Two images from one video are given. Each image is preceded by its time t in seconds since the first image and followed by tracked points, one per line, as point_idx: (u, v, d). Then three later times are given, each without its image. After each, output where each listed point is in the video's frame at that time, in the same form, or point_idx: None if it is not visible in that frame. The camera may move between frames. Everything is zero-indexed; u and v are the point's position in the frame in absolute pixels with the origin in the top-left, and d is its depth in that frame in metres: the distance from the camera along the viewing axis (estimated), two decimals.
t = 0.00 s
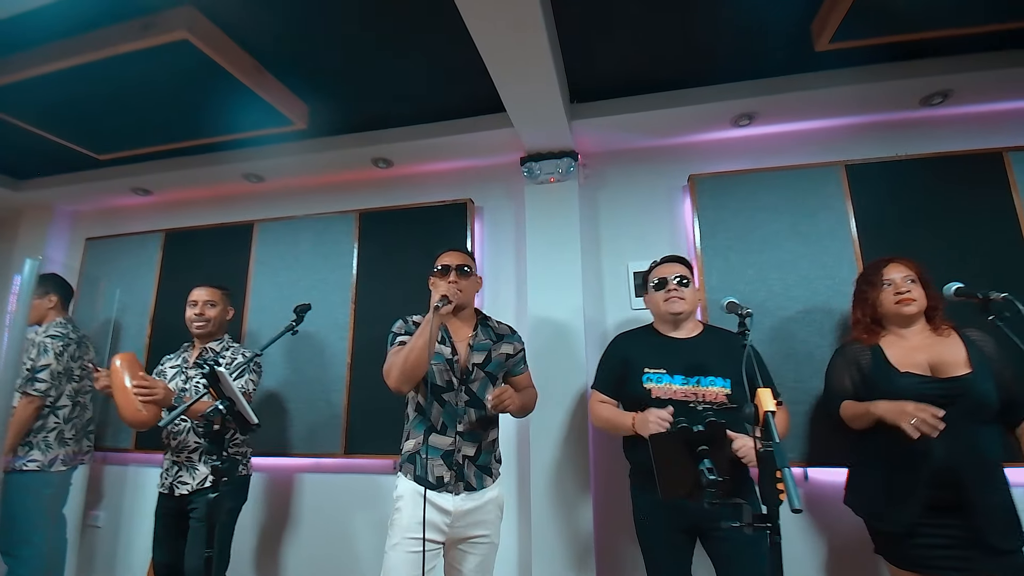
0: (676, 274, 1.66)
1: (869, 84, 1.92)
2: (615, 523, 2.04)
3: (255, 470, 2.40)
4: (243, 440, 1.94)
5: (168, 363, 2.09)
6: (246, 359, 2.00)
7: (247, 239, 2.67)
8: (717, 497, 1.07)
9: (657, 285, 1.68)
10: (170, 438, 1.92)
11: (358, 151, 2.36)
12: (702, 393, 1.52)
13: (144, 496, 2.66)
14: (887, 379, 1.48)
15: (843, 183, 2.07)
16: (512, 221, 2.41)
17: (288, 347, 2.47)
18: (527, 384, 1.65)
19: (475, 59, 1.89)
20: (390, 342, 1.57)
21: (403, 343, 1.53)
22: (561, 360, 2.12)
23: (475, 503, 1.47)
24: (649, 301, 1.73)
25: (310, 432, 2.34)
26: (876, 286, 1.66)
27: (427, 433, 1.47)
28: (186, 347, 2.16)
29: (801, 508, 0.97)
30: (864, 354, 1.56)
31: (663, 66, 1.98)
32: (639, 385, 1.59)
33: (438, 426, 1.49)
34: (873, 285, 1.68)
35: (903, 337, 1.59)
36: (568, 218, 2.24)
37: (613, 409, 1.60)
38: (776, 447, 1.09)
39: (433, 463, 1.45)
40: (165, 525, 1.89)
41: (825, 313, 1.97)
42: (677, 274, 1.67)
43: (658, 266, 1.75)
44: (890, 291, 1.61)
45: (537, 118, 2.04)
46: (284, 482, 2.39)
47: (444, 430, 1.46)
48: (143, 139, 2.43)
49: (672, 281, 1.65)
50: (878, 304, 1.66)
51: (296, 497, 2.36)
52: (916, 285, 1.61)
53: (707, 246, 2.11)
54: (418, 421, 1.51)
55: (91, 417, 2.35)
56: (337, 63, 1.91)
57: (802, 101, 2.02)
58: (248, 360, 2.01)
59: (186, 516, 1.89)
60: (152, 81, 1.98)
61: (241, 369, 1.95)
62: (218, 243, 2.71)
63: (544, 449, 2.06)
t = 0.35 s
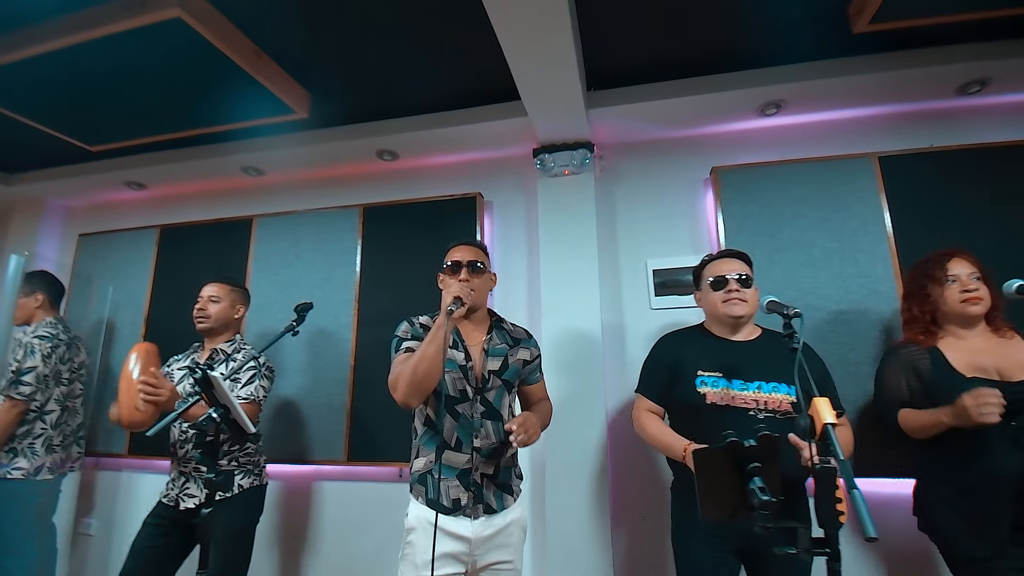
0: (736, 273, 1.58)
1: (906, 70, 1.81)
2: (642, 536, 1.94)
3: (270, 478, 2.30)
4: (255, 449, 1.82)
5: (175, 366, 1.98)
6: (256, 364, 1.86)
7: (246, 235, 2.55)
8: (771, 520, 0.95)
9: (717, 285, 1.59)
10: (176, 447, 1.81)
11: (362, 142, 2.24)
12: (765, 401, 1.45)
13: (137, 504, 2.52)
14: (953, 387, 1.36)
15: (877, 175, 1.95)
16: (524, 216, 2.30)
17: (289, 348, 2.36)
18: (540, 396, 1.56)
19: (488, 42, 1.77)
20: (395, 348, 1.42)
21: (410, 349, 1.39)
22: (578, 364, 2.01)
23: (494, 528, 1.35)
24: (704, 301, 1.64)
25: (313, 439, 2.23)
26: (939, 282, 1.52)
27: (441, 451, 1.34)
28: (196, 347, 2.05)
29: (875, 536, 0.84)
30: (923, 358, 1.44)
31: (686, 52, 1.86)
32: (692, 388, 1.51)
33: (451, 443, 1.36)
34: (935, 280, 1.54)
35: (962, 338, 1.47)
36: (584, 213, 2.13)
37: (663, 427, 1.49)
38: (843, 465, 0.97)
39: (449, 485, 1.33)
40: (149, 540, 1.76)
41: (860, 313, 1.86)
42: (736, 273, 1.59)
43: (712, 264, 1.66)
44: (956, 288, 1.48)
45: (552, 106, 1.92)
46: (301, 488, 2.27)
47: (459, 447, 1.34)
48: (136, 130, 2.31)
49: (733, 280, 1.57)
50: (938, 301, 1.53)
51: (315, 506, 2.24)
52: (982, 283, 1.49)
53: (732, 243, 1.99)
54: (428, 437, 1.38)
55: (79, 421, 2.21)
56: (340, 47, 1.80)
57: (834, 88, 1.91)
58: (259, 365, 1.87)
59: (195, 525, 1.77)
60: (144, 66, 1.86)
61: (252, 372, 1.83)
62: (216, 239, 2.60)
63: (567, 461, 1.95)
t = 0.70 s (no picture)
0: (770, 263, 1.47)
1: (957, 48, 1.69)
2: (671, 548, 1.82)
3: (267, 482, 2.19)
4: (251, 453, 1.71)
5: (169, 360, 1.88)
6: (255, 357, 1.77)
7: (249, 229, 2.44)
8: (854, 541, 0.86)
9: (748, 275, 1.47)
10: (169, 448, 1.70)
11: (374, 129, 2.13)
12: (808, 401, 1.34)
13: (136, 507, 2.41)
14: None
15: (922, 162, 1.83)
16: (541, 207, 2.18)
17: (294, 346, 2.25)
18: (562, 389, 1.44)
19: (509, 20, 1.66)
20: (396, 345, 1.21)
21: (416, 346, 1.19)
22: (603, 362, 1.89)
23: (512, 554, 1.18)
24: (732, 293, 1.52)
25: (321, 442, 2.11)
26: (1013, 271, 1.43)
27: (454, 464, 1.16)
28: (192, 341, 1.96)
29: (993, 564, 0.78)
30: (989, 356, 1.33)
31: (721, 30, 1.74)
32: (729, 387, 1.37)
33: (467, 454, 1.18)
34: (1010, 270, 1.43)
35: None
36: (608, 203, 2.01)
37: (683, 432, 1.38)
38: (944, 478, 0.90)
39: (463, 504, 1.14)
40: (149, 551, 1.65)
41: (906, 308, 1.74)
42: (767, 263, 1.48)
43: (740, 255, 1.55)
44: None
45: (576, 90, 1.81)
46: (300, 494, 2.17)
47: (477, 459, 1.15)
48: (136, 118, 2.20)
49: (766, 271, 1.46)
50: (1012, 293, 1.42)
51: (316, 513, 2.13)
52: None
53: (766, 235, 1.87)
54: (437, 449, 1.19)
55: (77, 424, 2.07)
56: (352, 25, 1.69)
57: (878, 69, 1.78)
58: (258, 359, 1.78)
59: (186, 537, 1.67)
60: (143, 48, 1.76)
61: (250, 367, 1.73)
62: (218, 233, 2.49)
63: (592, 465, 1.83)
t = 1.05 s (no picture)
0: (808, 246, 1.40)
1: None
2: (718, 550, 1.73)
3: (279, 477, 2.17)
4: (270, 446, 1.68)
5: (183, 358, 1.85)
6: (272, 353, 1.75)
7: (278, 223, 2.43)
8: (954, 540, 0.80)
9: (785, 259, 1.40)
10: (185, 446, 1.66)
11: (403, 119, 2.09)
12: (856, 391, 1.24)
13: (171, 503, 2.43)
14: None
15: (987, 138, 1.71)
16: (573, 196, 2.11)
17: (323, 339, 2.23)
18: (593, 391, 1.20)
19: None
20: (406, 333, 1.01)
21: (430, 332, 0.97)
22: (642, 352, 1.82)
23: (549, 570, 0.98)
24: (768, 279, 1.44)
25: (352, 437, 2.09)
26: None
27: (477, 469, 0.94)
28: (204, 338, 1.94)
29: None
30: None
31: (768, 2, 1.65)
32: (769, 381, 1.28)
33: (493, 457, 0.96)
34: None
35: None
36: (645, 189, 1.94)
37: (736, 415, 1.30)
38: None
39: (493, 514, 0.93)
40: (184, 545, 1.65)
41: (972, 294, 1.62)
42: (805, 246, 1.41)
43: (774, 241, 1.49)
44: None
45: (614, 70, 1.73)
46: (313, 489, 2.15)
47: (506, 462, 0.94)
48: (168, 113, 2.20)
49: (804, 254, 1.39)
50: None
51: (328, 507, 2.11)
52: None
53: (816, 218, 1.77)
54: (459, 452, 0.95)
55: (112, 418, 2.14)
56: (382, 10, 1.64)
57: (938, 39, 1.67)
58: (274, 353, 1.79)
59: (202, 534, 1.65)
60: (175, 40, 1.75)
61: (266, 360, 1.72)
62: (247, 228, 2.48)
63: (630, 459, 1.75)
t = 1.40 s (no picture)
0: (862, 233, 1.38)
1: None
2: (749, 540, 1.71)
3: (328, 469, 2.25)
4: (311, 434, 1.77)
5: (232, 350, 1.93)
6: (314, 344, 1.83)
7: (309, 223, 2.52)
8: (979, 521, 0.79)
9: (838, 248, 1.39)
10: (234, 434, 1.75)
11: (427, 119, 2.15)
12: (911, 385, 1.22)
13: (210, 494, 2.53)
14: None
15: (1021, 121, 1.66)
16: (595, 191, 2.13)
17: (352, 334, 2.30)
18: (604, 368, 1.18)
19: None
20: (406, 317, 1.03)
21: (427, 317, 0.99)
22: (669, 342, 1.82)
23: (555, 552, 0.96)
24: (821, 268, 1.43)
25: (380, 429, 2.14)
26: None
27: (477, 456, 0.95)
28: (250, 331, 2.02)
29: None
30: None
31: None
32: (818, 372, 1.28)
33: (494, 443, 0.97)
34: None
35: None
36: (666, 182, 1.94)
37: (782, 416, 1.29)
38: None
39: (493, 502, 0.95)
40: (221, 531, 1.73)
41: (1007, 281, 1.58)
42: (858, 234, 1.39)
43: (826, 230, 1.47)
44: None
45: (633, 64, 1.75)
46: (357, 481, 2.21)
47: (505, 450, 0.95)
48: (203, 119, 2.30)
49: (859, 242, 1.37)
50: None
51: (375, 499, 2.17)
52: None
53: (842, 207, 1.75)
54: (459, 437, 0.98)
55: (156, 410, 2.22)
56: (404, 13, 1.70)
57: (967, 22, 1.63)
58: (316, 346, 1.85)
59: (253, 518, 1.73)
60: (210, 49, 1.84)
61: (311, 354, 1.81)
62: (279, 228, 2.58)
63: (656, 448, 1.76)
